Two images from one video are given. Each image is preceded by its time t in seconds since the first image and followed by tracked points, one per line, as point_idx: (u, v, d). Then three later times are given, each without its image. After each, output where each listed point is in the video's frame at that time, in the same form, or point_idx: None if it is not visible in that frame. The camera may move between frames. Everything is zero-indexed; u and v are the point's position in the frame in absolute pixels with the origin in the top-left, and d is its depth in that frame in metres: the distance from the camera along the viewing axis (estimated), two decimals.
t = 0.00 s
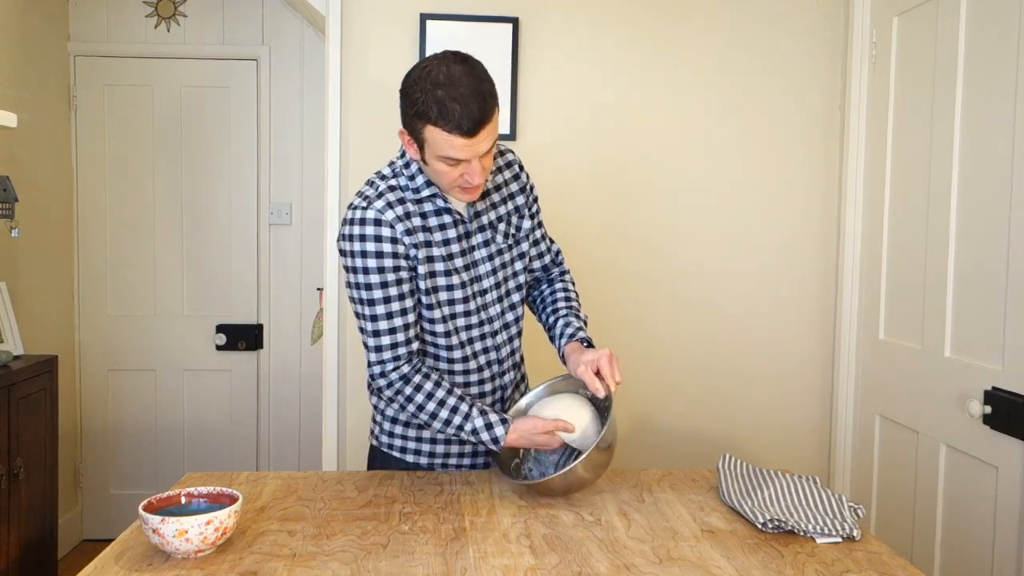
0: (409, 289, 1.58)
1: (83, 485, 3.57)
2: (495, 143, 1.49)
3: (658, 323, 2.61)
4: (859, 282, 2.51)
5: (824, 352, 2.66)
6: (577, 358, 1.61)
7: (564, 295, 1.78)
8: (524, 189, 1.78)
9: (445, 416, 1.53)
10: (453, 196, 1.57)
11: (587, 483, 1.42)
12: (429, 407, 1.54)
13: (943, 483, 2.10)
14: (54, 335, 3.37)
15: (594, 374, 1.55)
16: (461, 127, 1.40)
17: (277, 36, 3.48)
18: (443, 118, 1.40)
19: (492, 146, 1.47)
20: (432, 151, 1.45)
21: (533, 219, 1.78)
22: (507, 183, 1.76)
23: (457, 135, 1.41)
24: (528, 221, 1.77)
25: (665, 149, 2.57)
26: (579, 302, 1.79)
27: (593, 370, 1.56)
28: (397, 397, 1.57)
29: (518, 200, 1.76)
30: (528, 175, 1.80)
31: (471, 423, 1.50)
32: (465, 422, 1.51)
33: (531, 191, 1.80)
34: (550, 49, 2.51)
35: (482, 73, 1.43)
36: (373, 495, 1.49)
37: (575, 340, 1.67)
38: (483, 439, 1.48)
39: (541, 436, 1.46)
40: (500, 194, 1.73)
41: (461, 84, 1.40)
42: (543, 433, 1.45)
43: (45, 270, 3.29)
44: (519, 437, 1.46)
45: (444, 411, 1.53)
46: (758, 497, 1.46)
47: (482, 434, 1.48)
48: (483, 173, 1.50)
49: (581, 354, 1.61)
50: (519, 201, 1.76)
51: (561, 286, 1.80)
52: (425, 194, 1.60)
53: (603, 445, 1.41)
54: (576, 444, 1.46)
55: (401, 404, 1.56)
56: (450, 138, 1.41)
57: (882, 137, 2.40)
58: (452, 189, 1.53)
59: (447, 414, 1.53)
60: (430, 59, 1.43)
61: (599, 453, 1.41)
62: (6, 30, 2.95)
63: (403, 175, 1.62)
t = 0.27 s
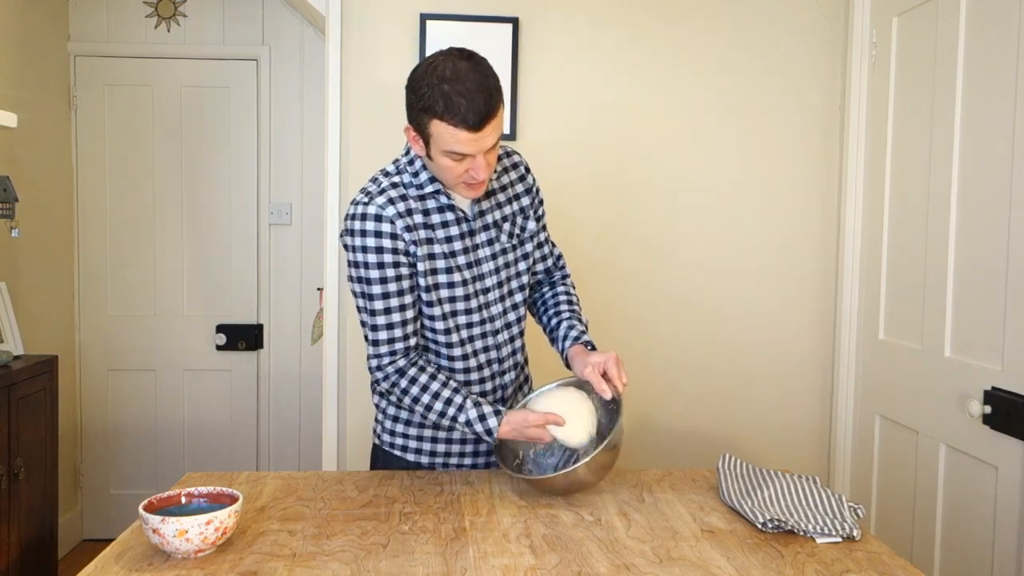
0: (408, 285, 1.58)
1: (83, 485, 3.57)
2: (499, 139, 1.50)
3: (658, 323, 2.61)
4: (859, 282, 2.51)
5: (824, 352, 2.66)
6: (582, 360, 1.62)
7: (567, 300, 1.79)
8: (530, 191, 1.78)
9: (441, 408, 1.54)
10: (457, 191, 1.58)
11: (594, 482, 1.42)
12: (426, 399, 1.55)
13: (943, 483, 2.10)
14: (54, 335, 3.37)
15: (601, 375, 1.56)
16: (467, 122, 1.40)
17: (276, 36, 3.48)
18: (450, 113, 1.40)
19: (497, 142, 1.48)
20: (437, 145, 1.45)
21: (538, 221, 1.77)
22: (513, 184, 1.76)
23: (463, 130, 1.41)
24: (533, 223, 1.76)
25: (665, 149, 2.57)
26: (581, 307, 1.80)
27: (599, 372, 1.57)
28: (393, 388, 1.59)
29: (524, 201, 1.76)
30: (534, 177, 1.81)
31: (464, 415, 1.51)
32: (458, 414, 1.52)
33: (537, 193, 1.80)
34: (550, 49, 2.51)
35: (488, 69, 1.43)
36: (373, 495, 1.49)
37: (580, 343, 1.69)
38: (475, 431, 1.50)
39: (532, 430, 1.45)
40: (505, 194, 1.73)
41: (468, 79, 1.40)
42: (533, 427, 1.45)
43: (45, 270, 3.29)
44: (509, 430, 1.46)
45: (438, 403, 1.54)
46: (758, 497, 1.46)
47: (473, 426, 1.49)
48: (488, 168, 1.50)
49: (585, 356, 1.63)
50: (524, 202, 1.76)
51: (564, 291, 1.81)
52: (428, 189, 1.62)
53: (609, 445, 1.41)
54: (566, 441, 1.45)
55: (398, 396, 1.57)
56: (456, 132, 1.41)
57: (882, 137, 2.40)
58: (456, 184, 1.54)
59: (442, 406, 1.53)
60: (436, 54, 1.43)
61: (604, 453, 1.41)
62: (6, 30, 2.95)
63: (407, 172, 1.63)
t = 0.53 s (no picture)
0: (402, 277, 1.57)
1: (83, 485, 3.57)
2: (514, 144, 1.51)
3: (658, 323, 2.61)
4: (859, 282, 2.51)
5: (824, 352, 2.66)
6: (590, 359, 1.63)
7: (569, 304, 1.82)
8: (536, 196, 1.80)
9: (418, 401, 1.50)
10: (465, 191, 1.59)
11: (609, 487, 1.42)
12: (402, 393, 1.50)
13: (943, 483, 2.10)
14: (54, 335, 3.37)
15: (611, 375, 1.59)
16: (487, 127, 1.41)
17: (276, 35, 3.48)
18: (469, 117, 1.40)
19: (512, 147, 1.49)
20: (453, 148, 1.46)
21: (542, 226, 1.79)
22: (520, 187, 1.77)
23: (481, 135, 1.42)
24: (537, 227, 1.78)
25: (665, 149, 2.57)
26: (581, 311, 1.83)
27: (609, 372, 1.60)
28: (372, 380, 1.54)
29: (529, 205, 1.78)
30: (541, 183, 1.83)
31: (443, 409, 1.47)
32: (436, 408, 1.48)
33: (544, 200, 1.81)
34: (550, 50, 2.51)
35: (508, 77, 1.45)
36: (373, 495, 1.49)
37: (584, 346, 1.70)
38: (453, 427, 1.46)
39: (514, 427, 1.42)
40: (512, 197, 1.75)
41: (489, 84, 1.41)
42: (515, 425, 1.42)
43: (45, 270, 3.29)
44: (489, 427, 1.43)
45: (416, 395, 1.50)
46: (758, 497, 1.46)
47: (452, 420, 1.46)
48: (501, 172, 1.51)
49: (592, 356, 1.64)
50: (530, 207, 1.77)
51: (565, 295, 1.83)
52: (434, 184, 1.61)
53: (633, 453, 1.42)
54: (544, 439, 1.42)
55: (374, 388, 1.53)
56: (474, 137, 1.42)
57: (882, 137, 2.40)
58: (469, 187, 1.54)
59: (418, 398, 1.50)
60: (457, 58, 1.44)
61: (629, 461, 1.41)
62: (6, 30, 2.95)
63: (415, 166, 1.63)
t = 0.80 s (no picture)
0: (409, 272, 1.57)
1: (83, 484, 3.57)
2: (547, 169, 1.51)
3: (658, 323, 2.61)
4: (859, 282, 2.51)
5: (824, 352, 2.66)
6: (588, 361, 1.66)
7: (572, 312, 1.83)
8: (552, 211, 1.80)
9: (400, 379, 1.45)
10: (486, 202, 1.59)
11: (606, 489, 1.42)
12: (383, 371, 1.45)
13: (943, 483, 2.10)
14: (54, 335, 3.37)
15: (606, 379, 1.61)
16: (529, 148, 1.41)
17: (277, 36, 3.48)
18: (514, 136, 1.41)
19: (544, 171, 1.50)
20: (490, 161, 1.46)
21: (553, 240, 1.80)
22: (537, 201, 1.78)
23: (521, 154, 1.42)
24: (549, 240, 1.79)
25: (664, 149, 2.57)
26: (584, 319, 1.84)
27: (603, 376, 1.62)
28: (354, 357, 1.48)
29: (544, 218, 1.78)
30: (558, 199, 1.83)
31: (427, 386, 1.43)
32: (420, 384, 1.44)
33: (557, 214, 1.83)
34: (550, 50, 2.51)
35: (553, 99, 1.45)
36: (373, 495, 1.49)
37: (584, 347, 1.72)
38: (437, 404, 1.42)
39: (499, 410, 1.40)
40: (528, 210, 1.75)
41: (538, 107, 1.41)
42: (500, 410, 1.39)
43: (45, 270, 3.29)
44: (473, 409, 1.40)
45: (399, 373, 1.45)
46: (758, 497, 1.46)
47: (437, 397, 1.42)
48: (529, 193, 1.52)
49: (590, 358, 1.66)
50: (544, 220, 1.78)
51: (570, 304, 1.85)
52: (457, 186, 1.61)
53: (626, 454, 1.42)
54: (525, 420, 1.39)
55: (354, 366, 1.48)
56: (513, 154, 1.42)
57: (882, 137, 2.40)
58: (494, 202, 1.55)
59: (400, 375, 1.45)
60: (511, 74, 1.44)
61: (623, 461, 1.42)
62: (6, 30, 2.95)
63: (440, 165, 1.63)
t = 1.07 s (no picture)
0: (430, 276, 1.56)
1: (83, 484, 3.57)
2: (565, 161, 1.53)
3: (658, 322, 2.61)
4: (859, 282, 2.51)
5: (824, 352, 2.66)
6: (576, 370, 1.66)
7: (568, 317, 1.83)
8: (558, 211, 1.83)
9: (434, 395, 1.48)
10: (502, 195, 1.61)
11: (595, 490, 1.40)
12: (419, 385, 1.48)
13: (943, 482, 2.10)
14: (54, 335, 3.37)
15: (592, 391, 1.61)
16: (553, 140, 1.42)
17: (277, 36, 3.48)
18: (538, 126, 1.42)
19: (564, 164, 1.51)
20: (512, 149, 1.46)
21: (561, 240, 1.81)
22: (545, 202, 1.79)
23: (545, 144, 1.43)
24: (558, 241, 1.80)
25: (664, 149, 2.57)
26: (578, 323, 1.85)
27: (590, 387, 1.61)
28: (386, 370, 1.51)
29: (551, 219, 1.80)
30: (564, 200, 1.86)
31: (458, 403, 1.46)
32: (452, 402, 1.46)
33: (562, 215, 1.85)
34: (550, 50, 2.51)
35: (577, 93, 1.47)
36: (373, 495, 1.49)
37: (571, 355, 1.73)
38: (469, 421, 1.44)
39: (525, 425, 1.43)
40: (538, 211, 1.76)
41: (562, 99, 1.42)
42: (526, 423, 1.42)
43: (45, 270, 3.29)
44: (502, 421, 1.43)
45: (433, 387, 1.48)
46: (758, 497, 1.46)
47: (468, 414, 1.44)
48: (546, 186, 1.53)
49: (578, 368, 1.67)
50: (553, 221, 1.80)
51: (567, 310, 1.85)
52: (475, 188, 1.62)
53: (611, 455, 1.39)
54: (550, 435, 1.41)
55: (388, 379, 1.50)
56: (537, 144, 1.43)
57: (882, 136, 2.40)
58: (511, 193, 1.56)
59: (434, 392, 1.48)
60: (534, 67, 1.45)
61: (608, 462, 1.38)
62: (6, 30, 2.95)
63: (455, 167, 1.64)
